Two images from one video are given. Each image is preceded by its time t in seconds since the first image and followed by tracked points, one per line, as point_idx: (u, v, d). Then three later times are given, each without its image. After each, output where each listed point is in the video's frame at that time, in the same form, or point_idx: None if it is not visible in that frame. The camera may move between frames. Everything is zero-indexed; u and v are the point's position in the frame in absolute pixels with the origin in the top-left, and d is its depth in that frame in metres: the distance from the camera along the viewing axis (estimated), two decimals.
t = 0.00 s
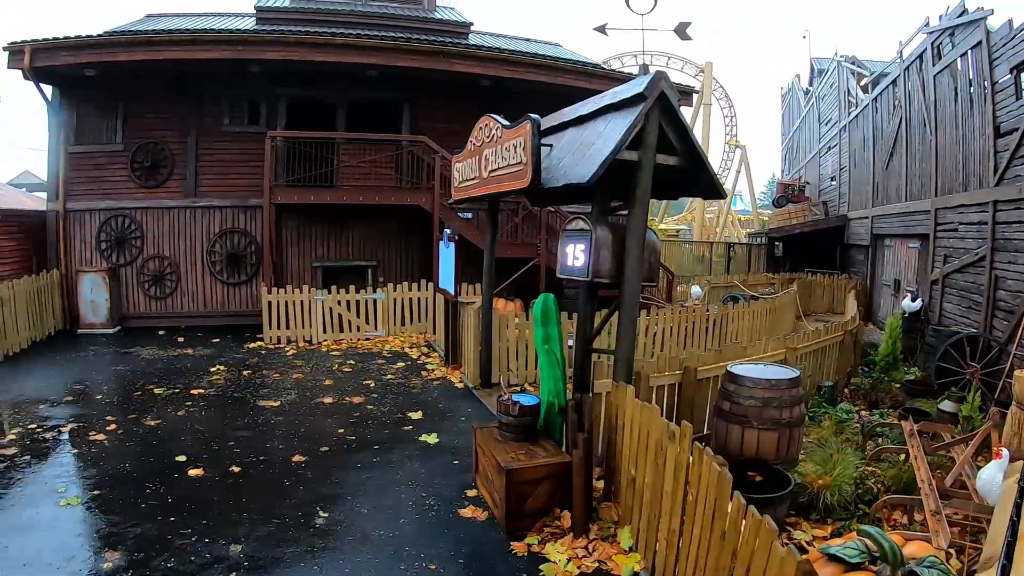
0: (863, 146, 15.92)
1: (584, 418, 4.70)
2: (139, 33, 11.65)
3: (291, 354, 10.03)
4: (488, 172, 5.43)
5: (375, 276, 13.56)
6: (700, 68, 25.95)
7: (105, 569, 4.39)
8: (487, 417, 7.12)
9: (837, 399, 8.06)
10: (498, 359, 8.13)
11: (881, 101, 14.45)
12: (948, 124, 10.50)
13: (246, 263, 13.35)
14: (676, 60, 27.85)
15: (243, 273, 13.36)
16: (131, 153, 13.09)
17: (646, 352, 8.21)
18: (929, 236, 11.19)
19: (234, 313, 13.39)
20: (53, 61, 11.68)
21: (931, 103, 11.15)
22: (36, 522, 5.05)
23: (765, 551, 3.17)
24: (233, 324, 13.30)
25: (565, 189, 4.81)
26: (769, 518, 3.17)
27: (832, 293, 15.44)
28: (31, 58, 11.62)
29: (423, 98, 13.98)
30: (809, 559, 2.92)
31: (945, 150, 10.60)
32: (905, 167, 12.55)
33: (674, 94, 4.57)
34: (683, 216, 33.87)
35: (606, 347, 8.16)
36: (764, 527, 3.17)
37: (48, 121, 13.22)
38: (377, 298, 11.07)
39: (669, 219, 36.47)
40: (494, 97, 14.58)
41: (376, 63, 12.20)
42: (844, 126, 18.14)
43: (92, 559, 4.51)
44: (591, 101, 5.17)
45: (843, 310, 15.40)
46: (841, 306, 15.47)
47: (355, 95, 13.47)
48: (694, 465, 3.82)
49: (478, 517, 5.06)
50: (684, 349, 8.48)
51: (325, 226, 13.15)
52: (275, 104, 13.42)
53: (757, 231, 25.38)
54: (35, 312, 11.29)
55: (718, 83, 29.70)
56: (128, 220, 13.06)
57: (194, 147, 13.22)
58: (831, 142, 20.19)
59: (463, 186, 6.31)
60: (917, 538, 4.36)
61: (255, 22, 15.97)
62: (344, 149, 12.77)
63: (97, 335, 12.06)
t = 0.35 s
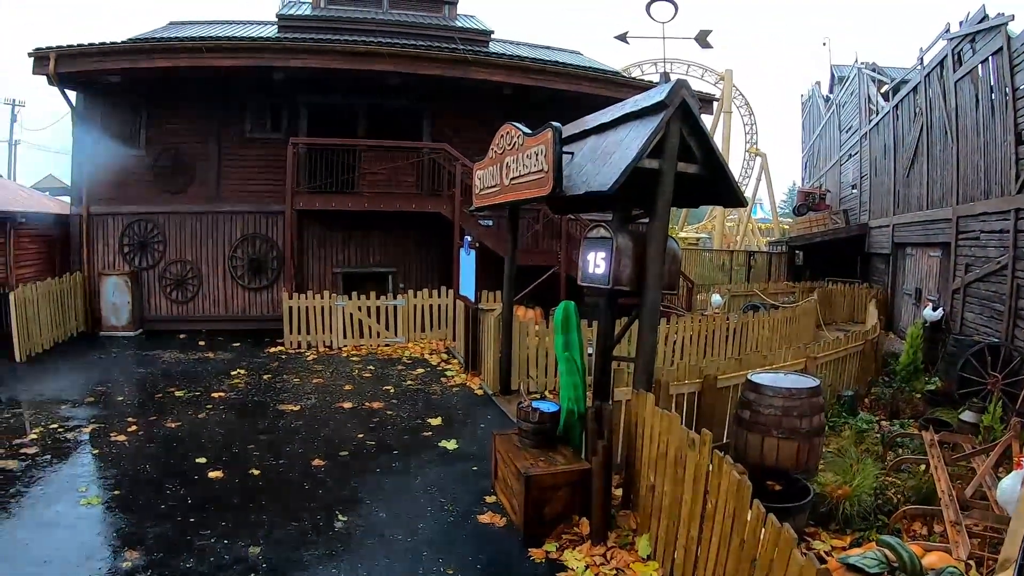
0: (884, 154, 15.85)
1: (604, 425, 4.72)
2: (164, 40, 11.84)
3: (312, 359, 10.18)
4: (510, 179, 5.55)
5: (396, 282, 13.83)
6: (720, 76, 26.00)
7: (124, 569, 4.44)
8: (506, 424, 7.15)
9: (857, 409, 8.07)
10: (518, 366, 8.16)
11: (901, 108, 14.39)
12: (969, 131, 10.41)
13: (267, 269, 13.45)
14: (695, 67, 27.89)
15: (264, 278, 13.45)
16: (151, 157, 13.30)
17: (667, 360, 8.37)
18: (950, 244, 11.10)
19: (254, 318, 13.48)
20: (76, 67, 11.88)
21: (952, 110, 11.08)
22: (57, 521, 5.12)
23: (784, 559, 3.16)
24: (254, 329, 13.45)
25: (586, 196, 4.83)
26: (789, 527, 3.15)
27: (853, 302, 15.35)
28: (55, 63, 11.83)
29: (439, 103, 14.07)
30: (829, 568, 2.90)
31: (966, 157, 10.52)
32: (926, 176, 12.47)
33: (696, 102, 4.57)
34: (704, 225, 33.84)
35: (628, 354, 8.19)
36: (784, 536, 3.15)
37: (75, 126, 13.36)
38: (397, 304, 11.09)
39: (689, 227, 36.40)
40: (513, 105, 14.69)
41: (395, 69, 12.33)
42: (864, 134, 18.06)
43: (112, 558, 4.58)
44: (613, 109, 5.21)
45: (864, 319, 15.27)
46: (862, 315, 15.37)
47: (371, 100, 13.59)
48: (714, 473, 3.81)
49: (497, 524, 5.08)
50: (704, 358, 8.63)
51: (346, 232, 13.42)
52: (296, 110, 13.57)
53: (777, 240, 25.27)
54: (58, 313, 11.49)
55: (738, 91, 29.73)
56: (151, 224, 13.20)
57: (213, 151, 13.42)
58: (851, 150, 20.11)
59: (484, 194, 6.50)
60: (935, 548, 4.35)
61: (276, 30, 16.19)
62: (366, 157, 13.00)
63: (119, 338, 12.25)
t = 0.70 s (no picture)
0: (902, 161, 15.77)
1: (621, 433, 4.73)
2: (186, 47, 11.99)
3: (331, 364, 10.29)
4: (529, 187, 5.70)
5: (413, 289, 13.97)
6: (738, 83, 26.02)
7: (140, 569, 4.50)
8: (522, 431, 7.17)
9: (875, 419, 8.06)
10: (535, 373, 8.22)
11: (919, 116, 14.33)
12: (988, 138, 10.35)
13: (285, 274, 13.61)
14: (712, 74, 27.91)
15: (283, 283, 13.61)
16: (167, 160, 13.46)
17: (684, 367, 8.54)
18: (969, 253, 11.01)
19: (272, 322, 13.64)
20: (98, 73, 12.03)
21: (971, 118, 11.00)
22: (73, 521, 5.18)
23: (801, 568, 3.16)
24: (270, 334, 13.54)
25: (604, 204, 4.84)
26: (806, 536, 3.14)
27: (871, 310, 15.27)
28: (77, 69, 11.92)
29: (453, 108, 14.13)
30: None
31: (985, 164, 10.43)
32: (945, 184, 12.42)
33: (714, 110, 4.56)
34: (721, 233, 33.78)
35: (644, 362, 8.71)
36: (802, 546, 3.14)
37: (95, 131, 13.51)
38: (414, 311, 11.21)
39: (707, 235, 36.30)
40: (530, 112, 14.76)
41: (413, 77, 12.42)
42: (882, 141, 17.98)
43: (127, 558, 4.63)
44: (631, 117, 5.23)
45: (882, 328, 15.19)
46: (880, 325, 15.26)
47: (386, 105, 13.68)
48: (731, 482, 3.81)
49: (512, 530, 5.11)
50: (719, 367, 8.79)
51: (364, 239, 13.64)
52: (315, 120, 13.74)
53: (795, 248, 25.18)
54: (77, 315, 11.60)
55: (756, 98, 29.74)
56: (169, 228, 13.36)
57: (230, 155, 13.56)
58: (869, 158, 20.03)
59: (503, 202, 6.73)
60: (952, 559, 4.32)
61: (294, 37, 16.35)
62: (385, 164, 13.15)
63: (139, 341, 12.39)
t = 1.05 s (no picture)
0: (916, 164, 15.68)
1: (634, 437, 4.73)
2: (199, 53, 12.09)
3: (344, 368, 10.34)
4: (541, 191, 5.75)
5: (426, 293, 13.99)
6: (751, 87, 25.97)
7: (152, 570, 4.54)
8: (535, 435, 7.18)
9: (890, 425, 8.02)
10: (548, 378, 8.23)
11: (933, 118, 14.25)
12: (1000, 140, 10.28)
13: (298, 278, 13.67)
14: (725, 78, 27.88)
15: (296, 287, 13.67)
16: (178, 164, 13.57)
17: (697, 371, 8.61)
18: (983, 255, 10.93)
19: (285, 326, 13.70)
20: (112, 78, 12.16)
21: (984, 119, 10.94)
22: (87, 522, 5.23)
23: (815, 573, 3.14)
24: (281, 338, 13.61)
25: (617, 209, 4.85)
26: (819, 541, 3.13)
27: (885, 314, 15.17)
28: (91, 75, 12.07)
29: (463, 111, 14.17)
30: None
31: (1000, 166, 10.36)
32: (959, 188, 12.34)
33: (726, 114, 4.55)
34: (735, 236, 33.67)
35: (658, 367, 8.78)
36: (815, 551, 3.13)
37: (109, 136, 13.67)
38: (427, 315, 11.24)
39: (720, 239, 36.19)
40: (541, 116, 14.78)
41: (425, 82, 12.48)
42: (896, 143, 17.88)
43: (139, 560, 4.67)
44: (644, 120, 5.23)
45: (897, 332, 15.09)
46: (894, 329, 15.16)
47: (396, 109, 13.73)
48: (744, 486, 3.80)
49: (524, 535, 5.12)
50: (733, 372, 8.81)
51: (376, 243, 13.74)
52: (327, 123, 13.78)
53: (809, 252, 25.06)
54: (91, 318, 11.71)
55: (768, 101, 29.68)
56: (184, 233, 13.48)
57: (241, 159, 13.65)
58: (883, 161, 19.92)
59: (516, 206, 6.78)
60: (967, 565, 4.30)
61: (307, 43, 16.46)
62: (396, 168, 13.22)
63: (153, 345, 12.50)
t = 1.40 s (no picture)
0: (926, 163, 15.60)
1: (643, 439, 4.74)
2: (209, 57, 12.16)
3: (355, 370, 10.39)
4: (551, 193, 5.77)
5: (436, 296, 14.01)
6: (759, 88, 25.94)
7: (163, 571, 4.58)
8: (545, 438, 7.19)
9: (901, 427, 7.99)
10: (559, 381, 8.26)
11: (943, 117, 14.18)
12: (1010, 140, 10.23)
13: (308, 281, 13.72)
14: (733, 78, 27.85)
15: (306, 290, 13.72)
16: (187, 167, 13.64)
17: (707, 373, 8.62)
18: (995, 256, 10.86)
19: (295, 329, 13.76)
20: (122, 82, 12.24)
21: (995, 119, 10.88)
22: (97, 523, 5.27)
23: None
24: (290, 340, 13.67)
25: (627, 211, 4.85)
26: (829, 544, 3.12)
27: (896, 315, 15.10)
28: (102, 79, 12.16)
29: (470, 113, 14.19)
30: None
31: (1011, 166, 10.29)
32: (970, 187, 12.28)
33: (736, 115, 4.53)
34: (745, 237, 33.60)
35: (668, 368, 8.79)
36: (825, 554, 3.12)
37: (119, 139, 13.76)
38: (437, 317, 11.27)
39: (730, 240, 36.10)
40: (549, 118, 14.79)
41: (433, 85, 12.51)
42: (906, 143, 17.80)
43: (149, 561, 4.71)
44: (654, 122, 5.22)
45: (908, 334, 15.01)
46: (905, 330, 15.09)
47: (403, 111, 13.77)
48: (755, 489, 3.79)
49: (534, 537, 5.12)
50: (744, 374, 8.81)
51: (386, 246, 13.78)
52: (334, 125, 13.82)
53: (819, 253, 24.97)
54: (102, 320, 11.79)
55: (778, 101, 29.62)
56: (195, 236, 13.55)
57: (249, 162, 13.72)
58: (893, 161, 19.84)
59: (525, 208, 6.80)
60: (978, 568, 4.27)
61: (317, 46, 16.55)
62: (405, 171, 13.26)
63: (163, 347, 12.56)
